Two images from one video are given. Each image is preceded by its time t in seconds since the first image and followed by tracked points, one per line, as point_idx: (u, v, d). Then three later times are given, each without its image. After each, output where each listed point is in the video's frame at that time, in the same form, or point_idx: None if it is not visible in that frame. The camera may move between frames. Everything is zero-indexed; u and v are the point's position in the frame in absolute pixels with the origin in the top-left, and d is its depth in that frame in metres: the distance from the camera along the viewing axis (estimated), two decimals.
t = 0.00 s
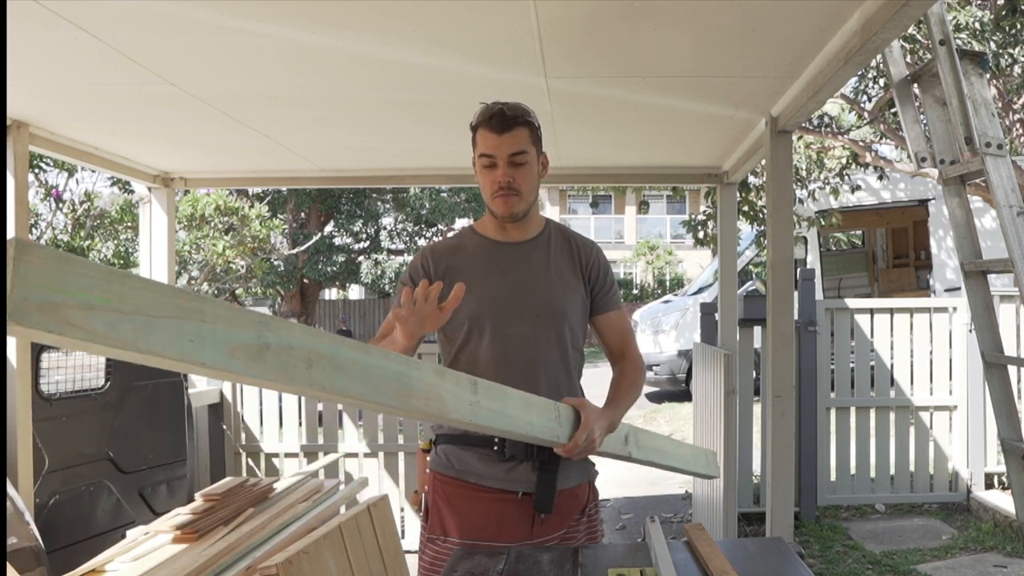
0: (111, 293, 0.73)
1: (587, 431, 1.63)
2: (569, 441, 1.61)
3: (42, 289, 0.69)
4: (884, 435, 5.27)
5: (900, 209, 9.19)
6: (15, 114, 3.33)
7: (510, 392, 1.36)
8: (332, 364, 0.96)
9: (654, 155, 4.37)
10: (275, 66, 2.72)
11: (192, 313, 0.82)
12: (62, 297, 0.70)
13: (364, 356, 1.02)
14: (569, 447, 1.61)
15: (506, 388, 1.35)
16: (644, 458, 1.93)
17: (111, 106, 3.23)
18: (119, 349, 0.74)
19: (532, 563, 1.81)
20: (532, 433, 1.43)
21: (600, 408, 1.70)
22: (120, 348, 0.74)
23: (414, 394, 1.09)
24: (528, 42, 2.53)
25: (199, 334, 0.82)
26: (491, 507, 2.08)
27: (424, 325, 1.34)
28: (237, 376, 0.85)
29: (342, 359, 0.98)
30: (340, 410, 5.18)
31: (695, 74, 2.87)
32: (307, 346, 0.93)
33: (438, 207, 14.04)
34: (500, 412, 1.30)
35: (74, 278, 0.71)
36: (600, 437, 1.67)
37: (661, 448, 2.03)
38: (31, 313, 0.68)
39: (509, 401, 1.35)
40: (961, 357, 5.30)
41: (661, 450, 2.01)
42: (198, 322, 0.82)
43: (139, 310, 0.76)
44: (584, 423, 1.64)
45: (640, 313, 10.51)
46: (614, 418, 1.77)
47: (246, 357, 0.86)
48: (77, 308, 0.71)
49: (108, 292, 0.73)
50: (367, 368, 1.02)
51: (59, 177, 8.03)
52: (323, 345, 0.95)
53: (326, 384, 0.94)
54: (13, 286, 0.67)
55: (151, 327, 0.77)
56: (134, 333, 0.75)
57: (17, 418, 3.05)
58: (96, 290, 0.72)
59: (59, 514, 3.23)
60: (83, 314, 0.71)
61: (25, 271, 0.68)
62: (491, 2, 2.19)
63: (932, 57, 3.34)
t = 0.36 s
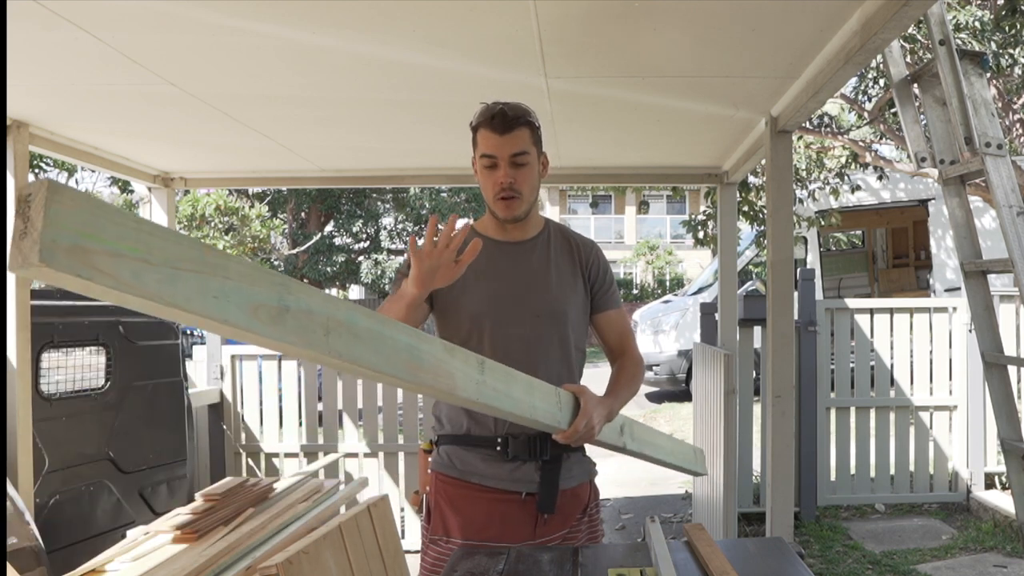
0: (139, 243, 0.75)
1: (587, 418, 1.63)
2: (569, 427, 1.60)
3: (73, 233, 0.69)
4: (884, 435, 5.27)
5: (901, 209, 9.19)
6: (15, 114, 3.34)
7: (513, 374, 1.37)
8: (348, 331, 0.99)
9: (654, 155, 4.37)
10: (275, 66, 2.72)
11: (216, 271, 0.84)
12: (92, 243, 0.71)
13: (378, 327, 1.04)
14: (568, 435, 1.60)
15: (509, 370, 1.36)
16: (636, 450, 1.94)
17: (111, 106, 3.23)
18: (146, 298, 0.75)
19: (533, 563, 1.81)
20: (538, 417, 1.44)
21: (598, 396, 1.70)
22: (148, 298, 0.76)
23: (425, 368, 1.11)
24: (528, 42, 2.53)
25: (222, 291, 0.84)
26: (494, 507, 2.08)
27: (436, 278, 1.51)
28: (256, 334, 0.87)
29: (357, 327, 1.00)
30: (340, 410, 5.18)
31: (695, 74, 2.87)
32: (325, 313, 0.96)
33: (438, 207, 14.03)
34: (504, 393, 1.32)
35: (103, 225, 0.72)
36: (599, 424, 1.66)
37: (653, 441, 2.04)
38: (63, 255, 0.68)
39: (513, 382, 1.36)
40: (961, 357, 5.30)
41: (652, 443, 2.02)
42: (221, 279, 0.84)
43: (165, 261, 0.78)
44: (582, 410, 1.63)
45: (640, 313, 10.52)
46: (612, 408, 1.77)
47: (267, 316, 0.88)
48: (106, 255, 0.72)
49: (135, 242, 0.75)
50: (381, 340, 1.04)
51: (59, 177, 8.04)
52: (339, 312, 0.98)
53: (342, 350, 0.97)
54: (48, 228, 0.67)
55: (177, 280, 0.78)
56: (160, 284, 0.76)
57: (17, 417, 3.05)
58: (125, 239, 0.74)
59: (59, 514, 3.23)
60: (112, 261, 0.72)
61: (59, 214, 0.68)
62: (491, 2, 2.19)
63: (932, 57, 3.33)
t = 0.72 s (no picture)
0: (168, 257, 0.74)
1: (591, 416, 1.63)
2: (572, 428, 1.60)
3: (105, 250, 0.68)
4: (884, 435, 5.27)
5: (901, 208, 9.19)
6: (15, 114, 3.34)
7: (519, 375, 1.37)
8: (367, 339, 0.98)
9: (654, 155, 4.37)
10: (275, 66, 2.72)
11: (240, 283, 0.83)
12: (124, 259, 0.70)
13: (394, 334, 1.04)
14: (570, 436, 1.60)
15: (515, 372, 1.36)
16: (635, 447, 1.94)
17: (110, 106, 3.23)
18: (175, 313, 0.74)
19: (533, 563, 1.81)
20: (544, 418, 1.44)
21: (599, 395, 1.70)
22: (176, 313, 0.75)
23: (439, 373, 1.11)
24: (527, 42, 2.53)
25: (248, 304, 0.83)
26: (495, 508, 2.08)
27: (450, 247, 1.47)
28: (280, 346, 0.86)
29: (376, 335, 1.00)
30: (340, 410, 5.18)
31: (695, 73, 2.87)
32: (345, 321, 0.95)
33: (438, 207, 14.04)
34: (512, 395, 1.32)
35: (132, 239, 0.71)
36: (602, 422, 1.66)
37: (648, 437, 2.05)
38: (96, 271, 0.67)
39: (519, 384, 1.36)
40: (961, 357, 5.30)
41: (647, 439, 2.03)
42: (246, 291, 0.83)
43: (193, 275, 0.77)
44: (586, 408, 1.63)
45: (640, 313, 10.52)
46: (613, 407, 1.77)
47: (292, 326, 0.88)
48: (137, 270, 0.71)
49: (164, 256, 0.74)
50: (397, 345, 1.04)
51: (59, 177, 8.04)
52: (358, 320, 0.98)
53: (362, 358, 0.97)
54: (80, 244, 0.66)
55: (204, 294, 0.78)
56: (188, 298, 0.76)
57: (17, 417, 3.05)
58: (154, 253, 0.73)
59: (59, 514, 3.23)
60: (142, 277, 0.71)
61: (89, 229, 0.67)
62: (491, 2, 2.19)
63: (932, 57, 3.33)
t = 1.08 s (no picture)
0: (176, 302, 0.72)
1: (592, 417, 1.64)
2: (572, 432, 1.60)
3: (113, 301, 0.67)
4: (884, 435, 5.27)
5: (901, 208, 9.19)
6: (15, 114, 3.34)
7: (520, 384, 1.37)
8: (372, 364, 0.98)
9: (654, 155, 4.37)
10: (275, 66, 2.72)
11: (248, 320, 0.81)
12: (132, 308, 0.68)
13: (399, 356, 1.03)
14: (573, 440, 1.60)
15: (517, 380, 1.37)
16: (634, 442, 1.96)
17: (110, 106, 3.23)
18: (186, 359, 0.73)
19: (533, 563, 1.81)
20: (547, 424, 1.44)
21: (599, 397, 1.71)
22: (186, 359, 0.73)
23: (443, 391, 1.10)
24: (527, 42, 2.53)
25: (257, 341, 0.82)
26: (494, 510, 2.08)
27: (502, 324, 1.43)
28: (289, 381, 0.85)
29: (380, 359, 1.00)
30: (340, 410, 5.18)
31: (695, 73, 2.87)
32: (351, 348, 0.95)
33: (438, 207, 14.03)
34: (514, 405, 1.32)
35: (141, 287, 0.69)
36: (602, 423, 1.67)
37: (645, 430, 2.07)
38: (105, 325, 0.66)
39: (520, 393, 1.36)
40: (961, 357, 5.30)
41: (644, 433, 2.04)
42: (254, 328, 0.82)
43: (201, 317, 0.75)
44: (587, 409, 1.64)
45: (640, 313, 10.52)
46: (614, 407, 1.78)
47: (299, 361, 0.87)
48: (143, 319, 0.69)
49: (171, 301, 0.72)
50: (403, 368, 1.03)
51: (59, 177, 8.04)
52: (363, 346, 0.97)
53: (369, 384, 0.96)
54: (88, 298, 0.64)
55: (213, 336, 0.76)
56: (197, 343, 0.74)
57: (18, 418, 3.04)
58: (162, 300, 0.71)
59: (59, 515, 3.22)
60: (150, 324, 0.70)
61: (96, 282, 0.65)
62: (491, 2, 2.18)
63: (932, 57, 3.33)
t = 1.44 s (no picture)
0: (161, 327, 0.72)
1: (590, 416, 1.63)
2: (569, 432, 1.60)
3: (94, 331, 0.67)
4: (884, 435, 5.27)
5: (901, 208, 9.18)
6: (15, 114, 3.34)
7: (516, 387, 1.37)
8: (365, 377, 0.97)
9: (654, 155, 4.37)
10: (275, 66, 2.72)
11: (237, 341, 0.81)
12: (115, 337, 0.68)
13: (393, 366, 1.03)
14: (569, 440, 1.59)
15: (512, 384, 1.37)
16: (633, 438, 1.96)
17: (110, 106, 3.23)
18: (172, 383, 0.73)
19: (533, 562, 1.81)
20: (544, 426, 1.45)
21: (597, 395, 1.71)
22: (173, 385, 0.73)
23: (438, 399, 1.10)
24: (527, 42, 2.53)
25: (246, 361, 0.82)
26: (492, 511, 2.08)
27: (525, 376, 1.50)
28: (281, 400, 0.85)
29: (374, 371, 0.99)
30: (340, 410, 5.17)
31: (694, 73, 2.87)
32: (343, 362, 0.95)
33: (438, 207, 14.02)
34: (510, 408, 1.32)
35: (125, 315, 0.69)
36: (600, 421, 1.66)
37: (644, 425, 2.07)
38: (89, 355, 0.66)
39: (517, 396, 1.36)
40: (960, 357, 5.30)
41: (643, 428, 2.05)
42: (243, 348, 0.81)
43: (189, 341, 0.75)
44: (584, 408, 1.63)
45: (640, 313, 10.52)
46: (612, 406, 1.77)
47: (292, 379, 0.87)
48: (129, 347, 0.69)
49: (158, 327, 0.72)
50: (396, 378, 1.03)
51: (59, 177, 8.04)
52: (356, 360, 0.97)
53: (362, 399, 0.96)
54: (69, 329, 0.65)
55: (201, 360, 0.76)
56: (183, 367, 0.74)
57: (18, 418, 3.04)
58: (148, 326, 0.71)
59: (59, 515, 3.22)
60: (136, 352, 0.69)
61: (76, 312, 0.65)
62: (491, 2, 2.18)
63: (932, 57, 3.33)
